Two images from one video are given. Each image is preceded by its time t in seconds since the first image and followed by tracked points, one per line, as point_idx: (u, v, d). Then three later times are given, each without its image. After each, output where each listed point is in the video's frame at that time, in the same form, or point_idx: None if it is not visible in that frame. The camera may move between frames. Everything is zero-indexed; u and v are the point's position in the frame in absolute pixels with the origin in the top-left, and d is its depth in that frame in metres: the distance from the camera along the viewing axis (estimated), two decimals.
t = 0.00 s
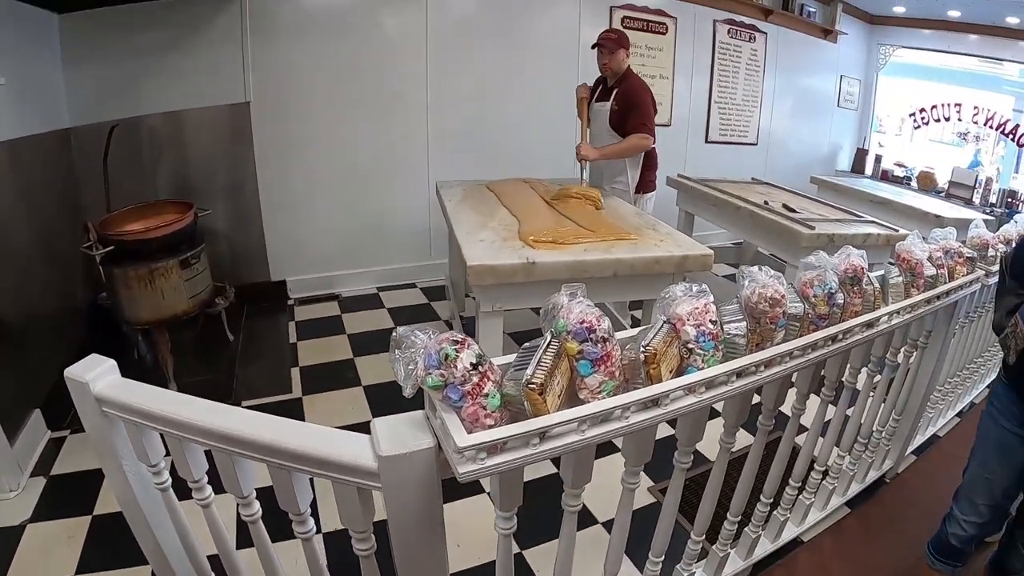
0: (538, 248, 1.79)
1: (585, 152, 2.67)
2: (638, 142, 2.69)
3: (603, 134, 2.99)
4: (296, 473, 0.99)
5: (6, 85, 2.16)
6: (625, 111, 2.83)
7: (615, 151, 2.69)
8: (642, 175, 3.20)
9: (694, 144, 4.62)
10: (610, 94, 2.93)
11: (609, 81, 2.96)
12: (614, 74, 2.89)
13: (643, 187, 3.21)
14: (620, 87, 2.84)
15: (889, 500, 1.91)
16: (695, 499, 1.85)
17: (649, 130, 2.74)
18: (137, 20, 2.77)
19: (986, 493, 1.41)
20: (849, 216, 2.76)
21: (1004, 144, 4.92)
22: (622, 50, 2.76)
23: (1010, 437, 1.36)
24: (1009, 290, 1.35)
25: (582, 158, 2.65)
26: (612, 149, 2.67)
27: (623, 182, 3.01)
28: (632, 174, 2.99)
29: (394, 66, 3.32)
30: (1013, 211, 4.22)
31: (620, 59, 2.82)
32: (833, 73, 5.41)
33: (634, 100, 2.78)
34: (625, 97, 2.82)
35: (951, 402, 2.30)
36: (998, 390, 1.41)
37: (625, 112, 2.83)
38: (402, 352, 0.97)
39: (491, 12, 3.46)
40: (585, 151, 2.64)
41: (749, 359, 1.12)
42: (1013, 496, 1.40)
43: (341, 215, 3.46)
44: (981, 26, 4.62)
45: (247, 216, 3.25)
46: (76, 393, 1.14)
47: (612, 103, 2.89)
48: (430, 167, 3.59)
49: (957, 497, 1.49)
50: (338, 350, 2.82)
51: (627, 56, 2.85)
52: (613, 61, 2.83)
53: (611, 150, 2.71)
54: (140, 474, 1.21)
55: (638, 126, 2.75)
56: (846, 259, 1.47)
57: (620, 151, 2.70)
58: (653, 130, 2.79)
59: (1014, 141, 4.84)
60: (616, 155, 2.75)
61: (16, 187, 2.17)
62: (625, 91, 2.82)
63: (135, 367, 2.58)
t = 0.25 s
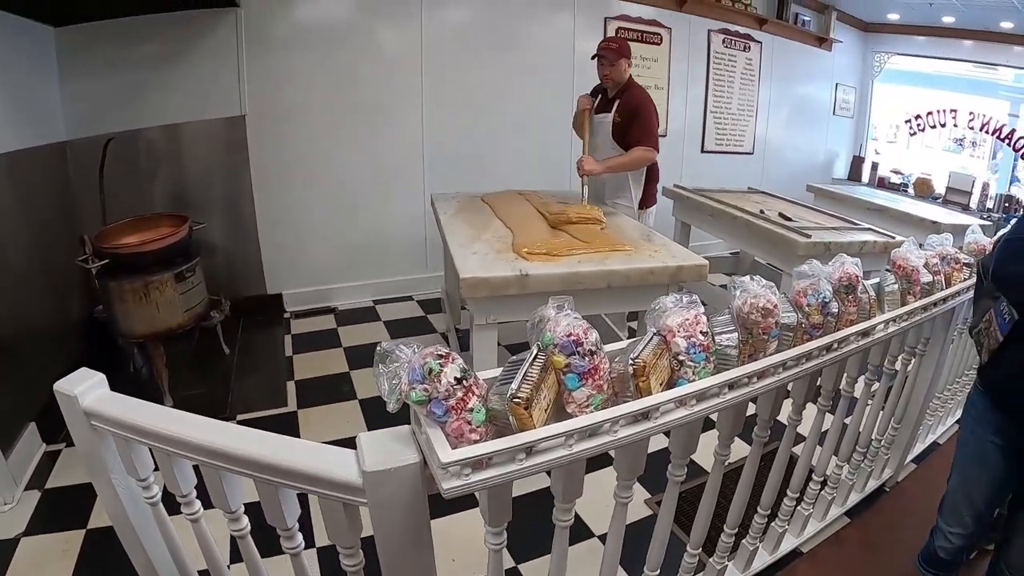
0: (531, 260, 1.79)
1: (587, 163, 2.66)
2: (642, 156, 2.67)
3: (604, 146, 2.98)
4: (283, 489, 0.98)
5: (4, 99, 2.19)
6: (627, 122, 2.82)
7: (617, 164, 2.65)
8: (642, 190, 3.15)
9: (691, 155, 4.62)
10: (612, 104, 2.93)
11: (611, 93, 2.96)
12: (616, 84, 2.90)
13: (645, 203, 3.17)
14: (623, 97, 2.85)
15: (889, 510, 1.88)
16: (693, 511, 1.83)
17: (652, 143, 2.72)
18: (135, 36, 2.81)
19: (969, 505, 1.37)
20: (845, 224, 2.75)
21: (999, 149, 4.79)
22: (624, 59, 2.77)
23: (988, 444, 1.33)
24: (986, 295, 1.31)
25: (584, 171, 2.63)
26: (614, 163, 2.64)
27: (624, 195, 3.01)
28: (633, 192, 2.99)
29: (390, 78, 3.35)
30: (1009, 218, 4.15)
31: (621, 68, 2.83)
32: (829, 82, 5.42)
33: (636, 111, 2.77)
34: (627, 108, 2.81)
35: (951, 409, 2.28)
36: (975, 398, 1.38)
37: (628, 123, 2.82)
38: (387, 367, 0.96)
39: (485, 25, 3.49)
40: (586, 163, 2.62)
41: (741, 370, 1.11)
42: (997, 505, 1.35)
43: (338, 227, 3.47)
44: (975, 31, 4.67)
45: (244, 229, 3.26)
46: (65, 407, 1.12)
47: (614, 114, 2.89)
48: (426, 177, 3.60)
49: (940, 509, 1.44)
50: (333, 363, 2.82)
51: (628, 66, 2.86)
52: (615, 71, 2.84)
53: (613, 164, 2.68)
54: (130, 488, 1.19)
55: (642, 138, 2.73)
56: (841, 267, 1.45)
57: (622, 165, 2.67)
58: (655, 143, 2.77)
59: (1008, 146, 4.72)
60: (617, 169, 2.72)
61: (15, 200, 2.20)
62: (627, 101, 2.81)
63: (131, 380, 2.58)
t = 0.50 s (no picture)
0: (525, 272, 1.79)
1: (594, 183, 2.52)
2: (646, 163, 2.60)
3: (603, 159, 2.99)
4: (271, 504, 0.97)
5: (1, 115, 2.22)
6: (626, 131, 2.82)
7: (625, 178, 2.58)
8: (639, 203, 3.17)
9: (687, 164, 4.62)
10: (609, 116, 2.94)
11: (608, 104, 2.96)
12: (612, 94, 2.88)
13: (642, 215, 3.19)
14: (622, 107, 2.84)
15: (889, 518, 1.86)
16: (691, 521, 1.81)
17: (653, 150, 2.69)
18: (132, 50, 2.83)
19: (960, 516, 1.34)
20: (842, 232, 2.75)
21: (995, 154, 4.86)
22: (620, 69, 2.73)
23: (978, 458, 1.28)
24: (973, 304, 1.28)
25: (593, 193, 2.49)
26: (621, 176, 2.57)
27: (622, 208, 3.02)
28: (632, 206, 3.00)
29: (386, 88, 3.36)
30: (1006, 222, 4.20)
31: (619, 78, 2.81)
32: (825, 89, 5.43)
33: (636, 120, 2.76)
34: (626, 119, 2.81)
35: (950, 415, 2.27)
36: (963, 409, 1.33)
37: (628, 133, 2.80)
38: (373, 383, 0.95)
39: (480, 37, 3.51)
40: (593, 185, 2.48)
41: (733, 382, 1.10)
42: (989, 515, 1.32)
43: (335, 237, 3.47)
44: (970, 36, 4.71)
45: (241, 242, 3.27)
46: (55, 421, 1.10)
47: (613, 126, 2.90)
48: (423, 187, 3.60)
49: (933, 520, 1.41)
50: (329, 376, 2.81)
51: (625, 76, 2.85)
52: (611, 80, 2.81)
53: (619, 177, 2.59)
54: (121, 503, 1.18)
55: (643, 146, 2.70)
56: (835, 276, 1.45)
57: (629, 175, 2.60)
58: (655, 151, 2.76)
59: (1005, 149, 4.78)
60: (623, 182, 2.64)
61: (12, 215, 2.21)
62: (626, 112, 2.81)
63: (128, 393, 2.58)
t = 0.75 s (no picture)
0: (522, 283, 1.79)
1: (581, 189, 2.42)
2: (627, 162, 2.56)
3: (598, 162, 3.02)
4: (265, 517, 0.96)
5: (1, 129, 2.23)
6: (616, 136, 2.82)
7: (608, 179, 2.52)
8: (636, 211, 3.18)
9: (685, 172, 4.63)
10: (603, 124, 2.94)
11: (602, 112, 2.97)
12: (606, 102, 2.89)
13: (638, 223, 3.20)
14: (613, 114, 2.85)
15: (890, 526, 1.84)
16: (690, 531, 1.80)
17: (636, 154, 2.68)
18: (131, 62, 2.85)
19: (967, 530, 1.29)
20: (840, 238, 2.75)
21: (993, 157, 4.97)
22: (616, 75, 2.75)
23: (986, 475, 1.23)
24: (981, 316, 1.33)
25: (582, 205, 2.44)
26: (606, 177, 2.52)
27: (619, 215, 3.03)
28: (628, 211, 3.01)
29: (384, 98, 3.37)
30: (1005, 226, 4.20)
31: (613, 86, 2.82)
32: (822, 96, 5.44)
33: (626, 126, 2.76)
34: (616, 125, 2.81)
35: (950, 421, 2.26)
36: (971, 421, 1.29)
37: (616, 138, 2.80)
38: (365, 396, 0.95)
39: (477, 48, 3.53)
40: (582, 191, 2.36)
41: (729, 392, 1.10)
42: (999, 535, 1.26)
43: (334, 246, 3.48)
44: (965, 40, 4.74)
45: (239, 252, 3.27)
46: (51, 432, 1.10)
47: (605, 133, 2.92)
48: (422, 196, 3.61)
49: (940, 536, 1.37)
50: (327, 387, 2.81)
51: (619, 84, 2.85)
52: (605, 87, 2.82)
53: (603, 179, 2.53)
54: (117, 515, 1.18)
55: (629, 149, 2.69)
56: (831, 283, 1.45)
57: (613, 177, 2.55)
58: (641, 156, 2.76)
59: (1003, 153, 4.89)
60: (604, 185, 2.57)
61: (11, 227, 2.22)
62: (617, 119, 2.82)
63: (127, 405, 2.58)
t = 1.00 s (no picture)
0: (521, 290, 1.79)
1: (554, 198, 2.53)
2: (609, 180, 2.66)
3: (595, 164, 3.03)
4: (262, 527, 0.96)
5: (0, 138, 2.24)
6: (610, 143, 2.82)
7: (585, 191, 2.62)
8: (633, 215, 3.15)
9: (684, 177, 4.63)
10: (599, 129, 2.95)
11: (599, 116, 2.98)
12: (603, 108, 2.90)
13: (635, 226, 3.16)
14: (609, 121, 2.85)
15: (893, 531, 1.83)
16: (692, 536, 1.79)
17: (625, 165, 2.71)
18: (130, 70, 2.86)
19: (974, 538, 1.26)
20: (840, 242, 2.75)
21: (992, 159, 4.97)
22: (613, 82, 2.77)
23: (994, 482, 1.21)
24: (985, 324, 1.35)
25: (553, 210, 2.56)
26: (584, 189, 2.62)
27: (615, 218, 3.04)
28: (624, 213, 3.02)
29: (382, 104, 3.38)
30: (1005, 228, 4.20)
31: (610, 93, 2.84)
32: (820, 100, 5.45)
33: (620, 134, 2.76)
34: (612, 132, 2.81)
35: (952, 424, 2.25)
36: (984, 430, 1.26)
37: (610, 145, 2.80)
38: (362, 406, 0.95)
39: (475, 55, 3.54)
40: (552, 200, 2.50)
41: (729, 399, 1.09)
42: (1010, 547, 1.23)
43: (333, 253, 3.48)
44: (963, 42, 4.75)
45: (238, 259, 3.27)
46: (49, 442, 1.09)
47: (601, 138, 2.92)
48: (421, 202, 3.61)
49: (949, 542, 1.33)
50: (327, 394, 2.80)
51: (616, 90, 2.86)
52: (602, 94, 2.83)
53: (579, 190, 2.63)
54: (114, 525, 1.17)
55: (618, 160, 2.72)
56: (831, 287, 1.44)
57: (592, 189, 2.65)
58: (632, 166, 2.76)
59: (1001, 155, 4.90)
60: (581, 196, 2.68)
61: (10, 235, 2.22)
62: (612, 126, 2.82)
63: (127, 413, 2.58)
